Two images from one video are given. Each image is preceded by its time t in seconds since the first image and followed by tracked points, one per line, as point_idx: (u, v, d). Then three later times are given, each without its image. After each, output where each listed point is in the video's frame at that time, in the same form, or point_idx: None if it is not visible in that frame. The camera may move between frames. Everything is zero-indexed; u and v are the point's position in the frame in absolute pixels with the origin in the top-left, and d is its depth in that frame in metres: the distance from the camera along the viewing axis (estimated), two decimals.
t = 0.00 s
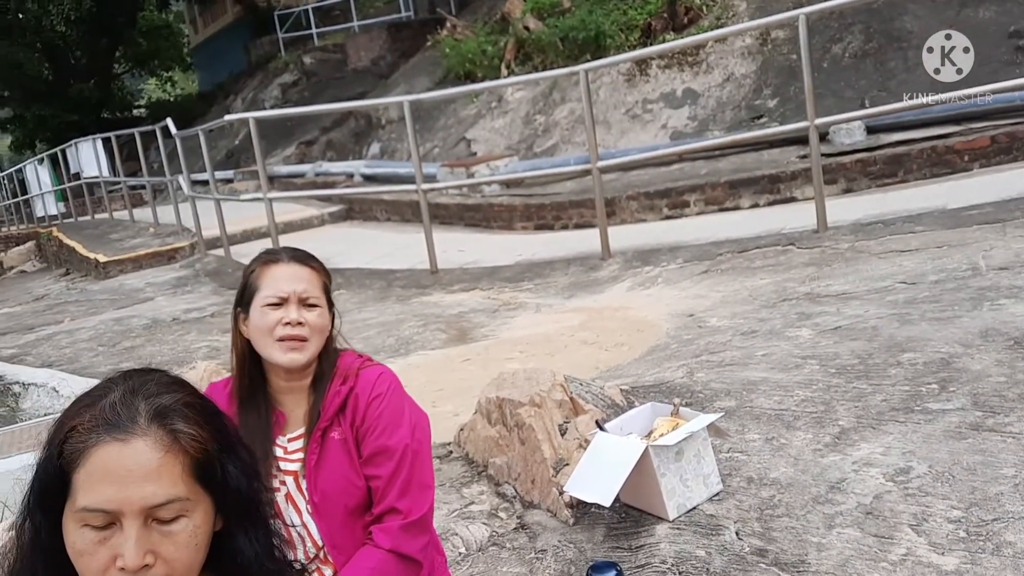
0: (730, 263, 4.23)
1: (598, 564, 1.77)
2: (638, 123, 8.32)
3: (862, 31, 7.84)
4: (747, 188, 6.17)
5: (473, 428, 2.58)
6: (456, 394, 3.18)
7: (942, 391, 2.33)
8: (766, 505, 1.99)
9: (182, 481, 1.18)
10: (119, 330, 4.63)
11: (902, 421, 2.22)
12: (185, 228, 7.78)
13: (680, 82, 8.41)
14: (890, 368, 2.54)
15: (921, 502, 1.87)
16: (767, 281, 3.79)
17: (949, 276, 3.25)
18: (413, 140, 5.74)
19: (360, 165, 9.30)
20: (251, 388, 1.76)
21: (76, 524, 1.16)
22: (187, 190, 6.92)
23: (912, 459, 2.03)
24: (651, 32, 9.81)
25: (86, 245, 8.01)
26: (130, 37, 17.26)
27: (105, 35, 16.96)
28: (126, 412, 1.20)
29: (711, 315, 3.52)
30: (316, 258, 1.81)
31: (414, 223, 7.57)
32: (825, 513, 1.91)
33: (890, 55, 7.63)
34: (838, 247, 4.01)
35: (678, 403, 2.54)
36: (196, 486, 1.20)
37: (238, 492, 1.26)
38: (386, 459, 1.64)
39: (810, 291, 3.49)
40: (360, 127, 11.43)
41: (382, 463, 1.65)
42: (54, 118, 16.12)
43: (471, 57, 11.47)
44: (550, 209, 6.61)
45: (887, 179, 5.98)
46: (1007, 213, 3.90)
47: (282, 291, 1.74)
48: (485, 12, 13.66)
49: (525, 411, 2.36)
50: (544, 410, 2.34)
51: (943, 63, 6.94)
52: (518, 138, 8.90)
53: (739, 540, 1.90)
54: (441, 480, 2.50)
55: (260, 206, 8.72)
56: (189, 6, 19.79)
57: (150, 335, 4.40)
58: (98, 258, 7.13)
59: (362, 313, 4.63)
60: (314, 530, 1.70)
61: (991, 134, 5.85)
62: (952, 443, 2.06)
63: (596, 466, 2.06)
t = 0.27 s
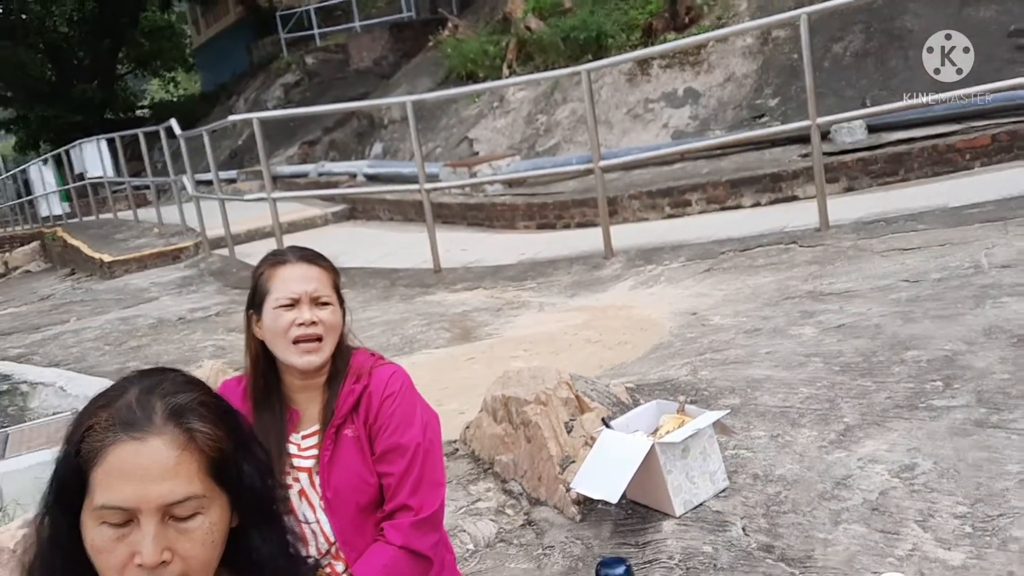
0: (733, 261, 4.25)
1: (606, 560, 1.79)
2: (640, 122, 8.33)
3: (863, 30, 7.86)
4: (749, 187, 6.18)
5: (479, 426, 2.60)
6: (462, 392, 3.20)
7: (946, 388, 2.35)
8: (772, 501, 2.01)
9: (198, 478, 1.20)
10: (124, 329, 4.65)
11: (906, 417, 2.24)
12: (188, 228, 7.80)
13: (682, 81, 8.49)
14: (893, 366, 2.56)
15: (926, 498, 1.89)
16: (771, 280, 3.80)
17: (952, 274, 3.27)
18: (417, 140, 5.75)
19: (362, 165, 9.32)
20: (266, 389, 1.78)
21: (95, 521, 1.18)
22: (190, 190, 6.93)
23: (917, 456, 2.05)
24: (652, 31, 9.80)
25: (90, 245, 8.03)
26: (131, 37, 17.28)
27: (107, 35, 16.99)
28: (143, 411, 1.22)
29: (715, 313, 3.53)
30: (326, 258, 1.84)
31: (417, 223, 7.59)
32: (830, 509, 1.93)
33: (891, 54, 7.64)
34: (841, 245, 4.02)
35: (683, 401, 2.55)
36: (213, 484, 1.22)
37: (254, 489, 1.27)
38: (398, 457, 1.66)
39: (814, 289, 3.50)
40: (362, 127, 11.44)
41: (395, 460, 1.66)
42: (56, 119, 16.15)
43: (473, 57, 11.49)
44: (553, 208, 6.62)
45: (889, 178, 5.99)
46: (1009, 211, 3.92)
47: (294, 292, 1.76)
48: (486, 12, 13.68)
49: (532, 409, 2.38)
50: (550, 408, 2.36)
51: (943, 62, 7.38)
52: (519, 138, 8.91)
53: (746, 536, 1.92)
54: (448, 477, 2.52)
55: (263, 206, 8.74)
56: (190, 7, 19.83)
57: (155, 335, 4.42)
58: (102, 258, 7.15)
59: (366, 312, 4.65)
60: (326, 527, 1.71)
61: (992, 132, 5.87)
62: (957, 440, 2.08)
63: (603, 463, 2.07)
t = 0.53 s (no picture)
0: (733, 261, 4.24)
1: (601, 563, 1.78)
2: (642, 121, 8.32)
3: (866, 30, 7.84)
4: (751, 186, 6.16)
5: (477, 427, 2.59)
6: (461, 393, 3.19)
7: (944, 390, 2.34)
8: (768, 503, 2.00)
9: (186, 481, 1.19)
10: (124, 328, 4.65)
11: (904, 419, 2.23)
12: (189, 227, 7.79)
13: (684, 79, 8.49)
14: (892, 367, 2.55)
15: (922, 501, 1.88)
16: (771, 280, 3.79)
17: (952, 275, 3.25)
18: (418, 139, 5.73)
19: (363, 163, 9.31)
20: (262, 391, 1.78)
21: (81, 524, 1.18)
22: (190, 189, 6.93)
23: (914, 459, 2.04)
24: (655, 30, 9.76)
25: (91, 244, 8.03)
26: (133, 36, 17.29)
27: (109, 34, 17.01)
28: (131, 413, 1.21)
29: (715, 313, 3.52)
30: (319, 257, 1.82)
31: (418, 222, 7.58)
32: (826, 512, 1.92)
33: (894, 53, 7.61)
34: (841, 246, 4.01)
35: (681, 402, 2.55)
36: (200, 487, 1.21)
37: (243, 492, 1.27)
38: (395, 459, 1.66)
39: (813, 290, 3.49)
40: (364, 125, 11.43)
41: (392, 463, 1.66)
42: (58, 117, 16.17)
43: (475, 56, 11.49)
44: (554, 207, 6.61)
45: (890, 178, 5.98)
46: (1010, 212, 3.90)
47: (287, 292, 1.75)
48: (488, 11, 13.68)
49: (529, 410, 2.37)
50: (548, 409, 2.35)
51: (943, 62, 7.43)
52: (521, 137, 8.90)
53: (741, 539, 1.91)
54: (446, 479, 2.51)
55: (264, 205, 8.74)
56: (192, 5, 19.85)
57: (154, 334, 4.42)
58: (102, 257, 7.14)
59: (365, 311, 4.65)
60: (322, 529, 1.71)
61: (994, 132, 5.85)
62: (955, 443, 2.07)
63: (599, 464, 2.06)
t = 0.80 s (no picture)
0: (725, 288, 4.26)
1: None
2: (636, 148, 8.39)
3: (857, 59, 7.92)
4: (743, 214, 6.20)
5: (464, 455, 2.60)
6: (451, 421, 3.19)
7: (928, 418, 2.35)
8: (751, 533, 2.01)
9: (154, 511, 1.21)
10: (119, 355, 4.67)
11: (887, 448, 2.24)
12: (187, 254, 7.84)
13: (678, 108, 8.58)
14: (877, 396, 2.56)
15: (902, 530, 1.89)
16: (762, 307, 3.81)
17: (939, 302, 3.27)
18: (413, 167, 5.77)
19: (361, 190, 9.38)
20: (244, 421, 1.80)
21: (50, 554, 1.19)
22: (189, 216, 6.98)
23: (896, 487, 2.05)
24: (649, 59, 9.86)
25: (90, 270, 8.07)
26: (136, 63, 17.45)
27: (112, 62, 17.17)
28: (102, 444, 1.24)
29: (705, 340, 3.54)
30: (302, 287, 1.85)
31: (414, 249, 7.63)
32: (807, 541, 1.93)
33: (885, 82, 7.68)
34: (832, 272, 4.03)
35: (667, 431, 2.56)
36: (168, 517, 1.23)
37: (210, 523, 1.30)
38: (375, 489, 1.69)
39: (803, 317, 3.51)
40: (362, 152, 11.51)
41: (372, 493, 1.69)
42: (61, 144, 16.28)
43: (472, 84, 11.60)
44: (549, 234, 6.65)
45: (882, 205, 6.02)
46: (999, 239, 3.93)
47: (269, 324, 1.78)
48: (487, 39, 13.81)
49: (515, 438, 2.39)
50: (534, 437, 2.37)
51: (943, 63, 7.57)
52: (517, 164, 8.97)
53: (722, 569, 1.91)
54: (433, 507, 2.52)
55: (262, 231, 8.79)
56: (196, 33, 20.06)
57: (149, 361, 4.44)
58: (101, 283, 7.18)
59: (360, 338, 4.67)
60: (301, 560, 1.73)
61: (985, 160, 5.89)
62: (937, 471, 2.08)
63: (582, 493, 2.07)
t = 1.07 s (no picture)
0: (723, 309, 4.26)
1: None
2: (633, 171, 8.44)
3: (851, 80, 7.98)
4: (741, 235, 6.21)
5: (463, 482, 2.59)
6: (448, 447, 3.18)
7: (927, 440, 2.34)
8: (750, 559, 2.00)
9: (146, 541, 1.19)
10: (117, 384, 4.65)
11: (886, 471, 2.23)
12: (186, 280, 7.85)
13: (675, 130, 8.63)
14: (876, 418, 2.55)
15: (903, 555, 1.87)
16: (760, 328, 3.81)
17: (938, 322, 3.27)
18: (410, 192, 5.78)
19: (360, 215, 9.40)
20: (236, 452, 1.84)
21: None
22: (187, 243, 6.99)
23: (895, 511, 2.04)
24: (645, 82, 9.93)
25: (89, 298, 8.07)
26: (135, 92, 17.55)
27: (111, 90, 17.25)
28: (95, 474, 1.23)
29: (704, 363, 3.53)
30: (294, 317, 1.89)
31: (413, 273, 7.64)
32: (807, 567, 1.91)
33: (879, 102, 7.72)
34: (829, 293, 4.03)
35: (665, 455, 2.55)
36: (161, 549, 1.21)
37: (205, 556, 1.27)
38: (370, 519, 1.72)
39: (801, 338, 3.50)
40: (361, 178, 11.55)
41: (366, 524, 1.72)
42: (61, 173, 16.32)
43: (470, 109, 11.66)
44: (548, 256, 6.65)
45: (879, 225, 6.03)
46: (996, 258, 3.93)
47: (260, 355, 1.81)
48: (484, 64, 13.90)
49: (513, 465, 2.37)
50: (532, 463, 2.36)
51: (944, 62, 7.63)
52: (515, 188, 9.00)
53: None
54: (430, 535, 2.50)
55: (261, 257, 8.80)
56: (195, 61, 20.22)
57: (147, 390, 4.42)
58: (100, 311, 7.18)
59: (358, 364, 4.66)
60: None
61: (980, 179, 5.91)
62: (936, 494, 2.07)
63: (580, 519, 2.06)
